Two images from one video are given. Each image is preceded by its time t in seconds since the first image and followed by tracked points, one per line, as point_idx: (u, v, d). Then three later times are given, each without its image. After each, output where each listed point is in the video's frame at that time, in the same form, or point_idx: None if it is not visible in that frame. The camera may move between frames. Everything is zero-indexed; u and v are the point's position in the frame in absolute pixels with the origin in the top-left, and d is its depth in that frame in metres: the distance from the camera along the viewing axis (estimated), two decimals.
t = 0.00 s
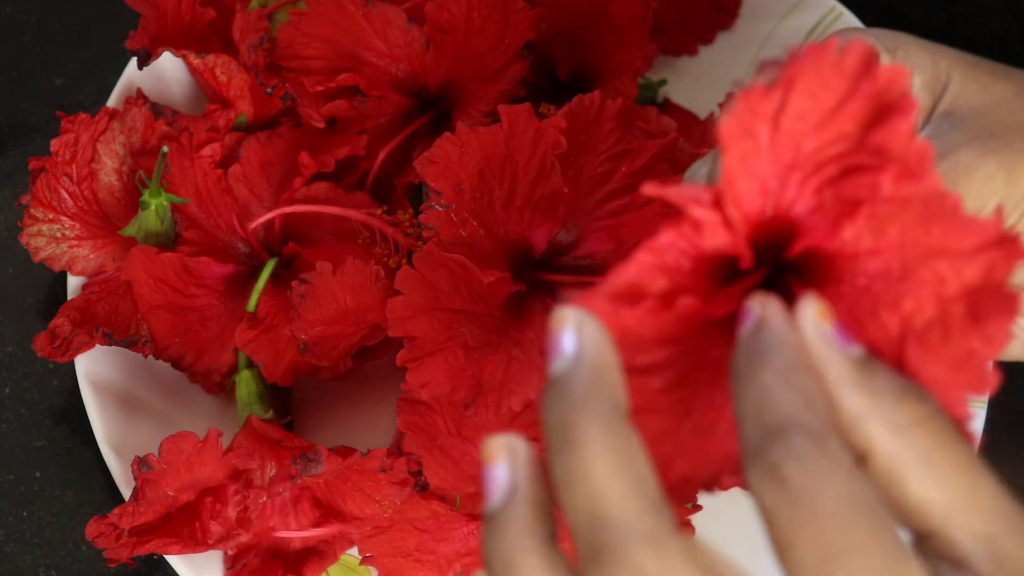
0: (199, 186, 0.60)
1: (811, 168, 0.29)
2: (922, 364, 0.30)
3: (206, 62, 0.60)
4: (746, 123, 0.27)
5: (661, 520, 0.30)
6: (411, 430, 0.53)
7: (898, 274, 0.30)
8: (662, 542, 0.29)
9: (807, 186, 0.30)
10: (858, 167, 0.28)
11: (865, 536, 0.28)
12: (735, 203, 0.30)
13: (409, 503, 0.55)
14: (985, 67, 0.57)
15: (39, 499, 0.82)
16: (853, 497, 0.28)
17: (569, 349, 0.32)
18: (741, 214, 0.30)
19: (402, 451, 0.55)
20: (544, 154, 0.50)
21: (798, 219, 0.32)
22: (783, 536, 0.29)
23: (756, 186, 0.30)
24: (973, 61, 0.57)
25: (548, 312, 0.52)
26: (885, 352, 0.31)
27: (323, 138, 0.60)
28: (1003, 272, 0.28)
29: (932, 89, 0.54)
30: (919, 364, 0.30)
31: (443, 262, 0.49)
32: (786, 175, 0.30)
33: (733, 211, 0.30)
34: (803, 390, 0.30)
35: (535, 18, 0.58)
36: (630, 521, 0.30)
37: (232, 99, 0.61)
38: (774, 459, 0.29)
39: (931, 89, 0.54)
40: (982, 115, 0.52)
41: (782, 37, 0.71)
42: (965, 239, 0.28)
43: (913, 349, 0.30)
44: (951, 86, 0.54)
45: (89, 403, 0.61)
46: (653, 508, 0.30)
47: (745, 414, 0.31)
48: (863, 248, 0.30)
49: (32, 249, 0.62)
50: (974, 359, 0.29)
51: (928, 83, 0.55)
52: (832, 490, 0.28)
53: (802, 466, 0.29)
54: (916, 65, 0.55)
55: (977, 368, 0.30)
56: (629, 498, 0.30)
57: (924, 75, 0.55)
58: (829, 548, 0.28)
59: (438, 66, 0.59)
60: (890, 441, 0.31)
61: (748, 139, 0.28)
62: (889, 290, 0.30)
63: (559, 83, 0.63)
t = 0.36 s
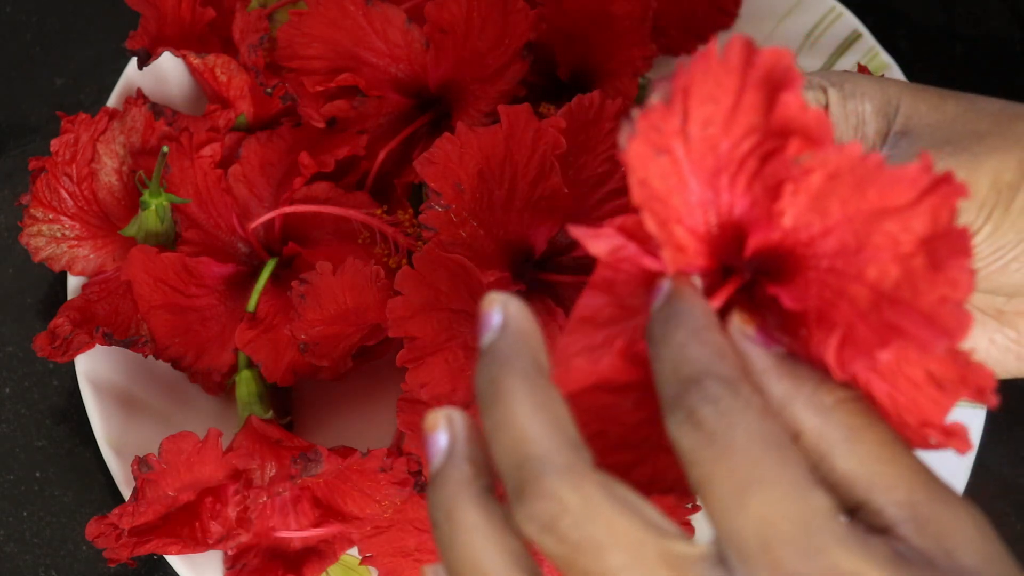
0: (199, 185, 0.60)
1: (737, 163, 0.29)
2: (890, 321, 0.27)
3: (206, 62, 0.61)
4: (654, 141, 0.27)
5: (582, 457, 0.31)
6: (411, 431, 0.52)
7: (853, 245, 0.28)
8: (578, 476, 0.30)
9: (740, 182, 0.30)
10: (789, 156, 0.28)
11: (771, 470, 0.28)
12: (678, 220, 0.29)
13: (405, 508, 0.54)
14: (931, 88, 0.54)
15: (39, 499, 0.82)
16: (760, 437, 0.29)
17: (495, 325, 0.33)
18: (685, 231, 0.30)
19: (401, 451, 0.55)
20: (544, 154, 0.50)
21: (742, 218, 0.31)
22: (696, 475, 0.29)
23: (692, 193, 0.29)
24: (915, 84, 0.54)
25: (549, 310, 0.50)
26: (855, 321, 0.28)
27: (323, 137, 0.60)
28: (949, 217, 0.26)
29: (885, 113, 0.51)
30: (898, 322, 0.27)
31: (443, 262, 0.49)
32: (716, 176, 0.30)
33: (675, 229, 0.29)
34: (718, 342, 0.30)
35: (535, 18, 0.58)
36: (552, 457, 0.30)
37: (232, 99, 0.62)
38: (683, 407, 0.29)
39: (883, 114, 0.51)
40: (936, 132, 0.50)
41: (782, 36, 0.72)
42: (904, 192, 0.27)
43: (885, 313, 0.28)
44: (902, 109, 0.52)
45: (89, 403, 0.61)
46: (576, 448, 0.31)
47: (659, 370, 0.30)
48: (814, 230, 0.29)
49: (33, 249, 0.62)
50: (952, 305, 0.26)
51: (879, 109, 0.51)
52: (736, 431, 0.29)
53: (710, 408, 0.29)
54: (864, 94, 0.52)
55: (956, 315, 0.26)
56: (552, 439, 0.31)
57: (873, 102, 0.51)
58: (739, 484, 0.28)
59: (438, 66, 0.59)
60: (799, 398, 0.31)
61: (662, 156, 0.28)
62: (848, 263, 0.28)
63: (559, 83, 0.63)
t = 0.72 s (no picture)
0: (199, 186, 0.60)
1: (713, 236, 0.29)
2: (890, 359, 0.26)
3: (206, 62, 0.61)
4: (623, 235, 0.29)
5: (594, 448, 0.30)
6: (412, 430, 0.52)
7: (841, 291, 0.27)
8: (590, 461, 0.30)
9: (719, 251, 0.29)
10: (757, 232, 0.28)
11: (766, 470, 0.28)
12: (663, 291, 0.30)
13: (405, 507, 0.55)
14: (943, 93, 0.53)
15: (39, 499, 0.82)
16: (748, 443, 0.28)
17: (519, 326, 0.34)
18: (675, 302, 0.31)
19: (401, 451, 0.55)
20: (544, 155, 0.50)
21: (732, 278, 0.31)
22: (690, 485, 0.29)
23: (671, 269, 0.30)
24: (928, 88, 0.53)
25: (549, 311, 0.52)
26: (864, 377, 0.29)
27: (324, 138, 0.60)
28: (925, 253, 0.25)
29: (891, 122, 0.51)
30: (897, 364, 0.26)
31: (443, 262, 0.49)
32: (697, 250, 0.29)
33: (662, 303, 0.31)
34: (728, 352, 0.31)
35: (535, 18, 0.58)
36: (564, 443, 0.30)
37: (232, 99, 0.62)
38: (670, 416, 0.29)
39: (889, 123, 0.51)
40: (944, 141, 0.48)
41: (781, 39, 0.72)
42: (872, 241, 0.26)
43: (886, 352, 0.26)
44: (909, 117, 0.51)
45: (89, 403, 0.61)
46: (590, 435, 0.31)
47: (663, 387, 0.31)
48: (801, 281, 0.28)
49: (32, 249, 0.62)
50: (948, 338, 0.25)
51: (886, 117, 0.52)
52: (724, 435, 0.28)
53: (698, 414, 0.29)
54: (871, 102, 0.52)
55: (954, 348, 0.25)
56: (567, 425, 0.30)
57: (879, 110, 0.52)
58: (733, 488, 0.28)
59: (438, 66, 0.59)
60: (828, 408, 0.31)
61: (635, 245, 0.29)
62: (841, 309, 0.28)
63: (559, 83, 0.63)
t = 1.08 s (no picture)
0: (202, 186, 0.60)
1: (742, 313, 0.33)
2: (914, 430, 0.32)
3: (211, 66, 0.63)
4: (660, 312, 0.33)
5: (634, 452, 0.33)
6: (412, 429, 0.53)
7: (865, 365, 0.32)
8: (631, 461, 0.32)
9: (749, 325, 0.34)
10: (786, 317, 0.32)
11: (786, 467, 0.30)
12: (692, 353, 0.35)
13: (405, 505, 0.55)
14: (956, 116, 0.53)
15: (37, 499, 0.77)
16: (767, 444, 0.30)
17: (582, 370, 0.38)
18: (707, 368, 0.35)
19: (404, 451, 0.57)
20: (543, 159, 0.51)
21: (759, 348, 0.35)
22: (718, 492, 0.31)
23: (703, 338, 0.34)
24: (942, 110, 0.53)
25: (549, 311, 0.53)
26: (880, 434, 0.33)
27: (326, 139, 0.62)
28: (948, 342, 0.29)
29: (904, 152, 0.52)
30: (916, 429, 0.31)
31: (444, 264, 0.50)
32: (727, 322, 0.34)
33: (695, 372, 0.35)
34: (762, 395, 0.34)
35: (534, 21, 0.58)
36: (606, 447, 0.33)
37: (235, 101, 0.63)
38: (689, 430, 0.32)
39: (902, 153, 0.52)
40: (955, 175, 0.49)
41: (778, 41, 0.74)
42: (901, 330, 0.31)
43: (907, 422, 0.32)
44: (921, 146, 0.51)
45: (94, 403, 0.62)
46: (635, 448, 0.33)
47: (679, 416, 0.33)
48: (829, 352, 0.33)
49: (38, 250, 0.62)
50: (963, 416, 0.30)
51: (899, 147, 0.52)
52: (748, 439, 0.31)
53: (715, 426, 0.31)
54: (885, 128, 0.53)
55: (967, 425, 0.30)
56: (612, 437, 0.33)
57: (892, 138, 0.52)
58: (758, 485, 0.30)
59: (439, 67, 0.59)
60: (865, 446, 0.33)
61: (669, 321, 0.34)
62: (863, 377, 0.32)
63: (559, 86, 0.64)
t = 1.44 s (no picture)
0: (202, 186, 0.60)
1: (742, 331, 0.33)
2: (888, 467, 0.32)
3: (211, 66, 0.63)
4: (659, 330, 0.33)
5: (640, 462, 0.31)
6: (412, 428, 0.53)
7: (859, 396, 0.32)
8: (643, 470, 0.30)
9: (748, 345, 0.33)
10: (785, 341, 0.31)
11: (799, 470, 0.29)
12: (689, 371, 0.34)
13: (405, 505, 0.55)
14: (961, 116, 0.53)
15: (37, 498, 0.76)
16: (775, 448, 0.30)
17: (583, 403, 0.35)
18: (705, 379, 0.35)
19: (404, 451, 0.57)
20: (543, 159, 0.51)
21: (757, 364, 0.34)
22: (729, 499, 0.30)
23: (703, 353, 0.34)
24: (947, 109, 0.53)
25: (550, 312, 0.53)
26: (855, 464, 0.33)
27: (326, 140, 0.62)
28: (945, 396, 0.30)
29: (908, 154, 0.52)
30: (891, 469, 0.32)
31: (444, 265, 0.50)
32: (728, 338, 0.33)
33: (694, 383, 0.35)
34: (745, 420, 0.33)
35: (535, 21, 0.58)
36: (615, 461, 0.31)
37: (235, 101, 0.63)
38: (692, 440, 0.31)
39: (906, 154, 0.52)
40: (958, 177, 0.49)
41: (777, 43, 0.74)
42: (901, 372, 0.31)
43: (885, 458, 0.32)
44: (925, 147, 0.51)
45: (93, 404, 0.61)
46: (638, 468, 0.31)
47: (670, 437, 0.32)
48: (827, 375, 0.32)
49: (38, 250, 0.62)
50: (937, 473, 0.31)
51: (903, 147, 0.52)
52: (757, 448, 0.30)
53: (722, 432, 0.30)
54: (888, 128, 0.52)
55: (939, 478, 0.31)
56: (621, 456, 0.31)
57: (895, 139, 0.52)
58: (773, 487, 0.29)
59: (438, 67, 0.59)
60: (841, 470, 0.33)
61: (668, 339, 0.33)
62: (855, 409, 0.32)
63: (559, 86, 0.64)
